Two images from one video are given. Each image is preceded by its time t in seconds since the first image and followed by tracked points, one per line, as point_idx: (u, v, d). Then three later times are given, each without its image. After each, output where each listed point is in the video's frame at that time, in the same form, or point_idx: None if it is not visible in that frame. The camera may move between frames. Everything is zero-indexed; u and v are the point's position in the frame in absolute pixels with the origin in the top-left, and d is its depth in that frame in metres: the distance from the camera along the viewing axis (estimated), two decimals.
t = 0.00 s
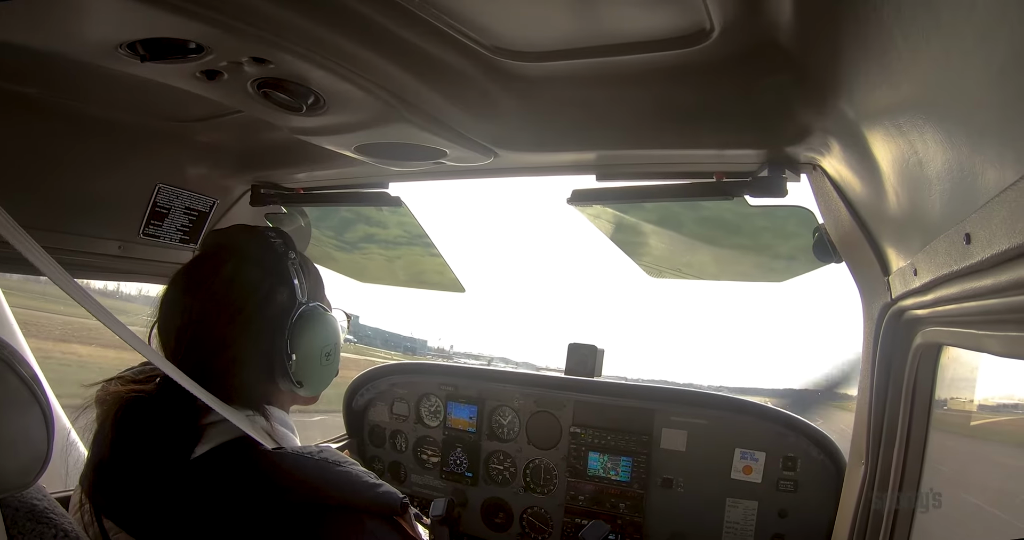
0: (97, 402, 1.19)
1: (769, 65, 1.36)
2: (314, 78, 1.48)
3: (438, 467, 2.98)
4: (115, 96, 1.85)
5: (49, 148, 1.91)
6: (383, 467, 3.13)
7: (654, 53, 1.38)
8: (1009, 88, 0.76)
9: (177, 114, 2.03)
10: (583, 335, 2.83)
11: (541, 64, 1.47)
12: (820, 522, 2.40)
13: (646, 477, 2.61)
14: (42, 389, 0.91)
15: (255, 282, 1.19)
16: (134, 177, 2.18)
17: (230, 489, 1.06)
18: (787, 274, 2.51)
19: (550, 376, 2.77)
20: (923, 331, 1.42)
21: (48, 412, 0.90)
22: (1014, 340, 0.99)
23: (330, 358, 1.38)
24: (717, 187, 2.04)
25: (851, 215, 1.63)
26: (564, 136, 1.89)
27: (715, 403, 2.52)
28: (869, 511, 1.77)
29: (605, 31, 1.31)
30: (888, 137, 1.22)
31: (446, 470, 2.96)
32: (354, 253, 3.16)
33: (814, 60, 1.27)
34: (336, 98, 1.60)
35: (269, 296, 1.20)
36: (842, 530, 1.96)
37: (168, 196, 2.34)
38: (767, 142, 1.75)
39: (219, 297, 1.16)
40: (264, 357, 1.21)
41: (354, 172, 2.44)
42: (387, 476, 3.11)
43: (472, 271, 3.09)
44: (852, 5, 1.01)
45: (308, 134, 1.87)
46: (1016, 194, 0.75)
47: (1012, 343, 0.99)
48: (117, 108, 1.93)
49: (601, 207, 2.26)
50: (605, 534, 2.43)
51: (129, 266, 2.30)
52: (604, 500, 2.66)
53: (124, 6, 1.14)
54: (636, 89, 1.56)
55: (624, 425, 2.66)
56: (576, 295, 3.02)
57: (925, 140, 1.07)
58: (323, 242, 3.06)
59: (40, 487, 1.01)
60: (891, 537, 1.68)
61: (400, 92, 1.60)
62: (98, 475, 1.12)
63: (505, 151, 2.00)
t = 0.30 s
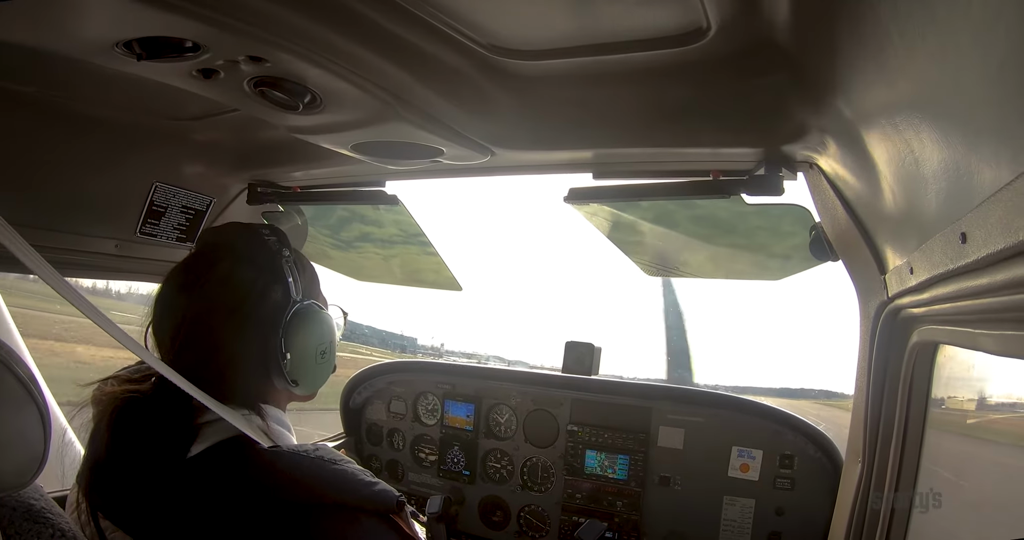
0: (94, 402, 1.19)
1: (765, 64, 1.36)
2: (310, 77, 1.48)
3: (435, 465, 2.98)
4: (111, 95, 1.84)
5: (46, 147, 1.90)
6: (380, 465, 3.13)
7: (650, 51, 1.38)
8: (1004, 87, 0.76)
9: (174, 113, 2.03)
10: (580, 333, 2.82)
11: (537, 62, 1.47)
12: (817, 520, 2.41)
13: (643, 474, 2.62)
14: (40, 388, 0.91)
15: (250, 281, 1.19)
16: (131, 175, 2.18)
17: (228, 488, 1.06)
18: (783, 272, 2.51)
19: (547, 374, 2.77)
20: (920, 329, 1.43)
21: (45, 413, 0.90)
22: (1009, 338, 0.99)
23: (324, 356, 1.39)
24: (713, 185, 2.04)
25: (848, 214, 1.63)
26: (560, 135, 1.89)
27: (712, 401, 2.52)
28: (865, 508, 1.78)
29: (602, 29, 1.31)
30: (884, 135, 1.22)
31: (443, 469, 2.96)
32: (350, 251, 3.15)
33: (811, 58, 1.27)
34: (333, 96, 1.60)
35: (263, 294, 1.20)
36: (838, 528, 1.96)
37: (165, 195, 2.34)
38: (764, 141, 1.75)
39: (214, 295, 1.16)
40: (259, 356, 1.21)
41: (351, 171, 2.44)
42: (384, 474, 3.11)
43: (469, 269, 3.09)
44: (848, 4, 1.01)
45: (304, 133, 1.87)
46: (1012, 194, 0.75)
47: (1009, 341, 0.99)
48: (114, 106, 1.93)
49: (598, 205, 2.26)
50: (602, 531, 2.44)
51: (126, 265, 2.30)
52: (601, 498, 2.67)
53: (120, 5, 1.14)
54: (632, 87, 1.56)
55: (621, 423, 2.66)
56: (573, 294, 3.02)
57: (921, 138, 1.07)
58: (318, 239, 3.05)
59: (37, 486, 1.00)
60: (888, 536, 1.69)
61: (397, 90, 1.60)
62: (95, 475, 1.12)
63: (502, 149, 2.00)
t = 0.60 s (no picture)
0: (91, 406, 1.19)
1: (763, 65, 1.36)
2: (308, 78, 1.48)
3: (433, 466, 2.98)
4: (109, 96, 1.84)
5: (44, 148, 1.90)
6: (378, 466, 3.13)
7: (648, 52, 1.38)
8: (1002, 88, 0.76)
9: (172, 114, 2.03)
10: (578, 334, 2.83)
11: (535, 63, 1.47)
12: (816, 520, 2.41)
13: (641, 475, 2.62)
14: (37, 389, 0.91)
15: (247, 284, 1.19)
16: (129, 176, 2.18)
17: (226, 490, 1.07)
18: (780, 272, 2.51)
19: (545, 375, 2.77)
20: (917, 330, 1.43)
21: (42, 414, 0.90)
22: (1007, 339, 0.99)
23: (322, 359, 1.39)
24: (711, 186, 2.04)
25: (845, 215, 1.63)
26: (558, 136, 1.89)
27: (710, 402, 2.52)
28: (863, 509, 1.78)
29: (599, 31, 1.31)
30: (882, 137, 1.22)
31: (441, 470, 2.96)
32: (349, 251, 3.15)
33: (808, 59, 1.27)
34: (331, 98, 1.60)
35: (260, 297, 1.20)
36: (837, 530, 1.96)
37: (163, 196, 2.34)
38: (761, 142, 1.75)
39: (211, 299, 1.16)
40: (256, 359, 1.20)
41: (349, 172, 2.44)
42: (382, 475, 3.11)
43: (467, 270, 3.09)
44: (845, 5, 1.01)
45: (302, 134, 1.87)
46: (1011, 194, 0.75)
47: (1007, 341, 0.99)
48: (111, 107, 1.92)
49: (596, 206, 2.26)
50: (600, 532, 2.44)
51: (124, 266, 2.30)
52: (599, 499, 2.67)
53: (117, 6, 1.14)
54: (630, 88, 1.56)
55: (619, 424, 2.66)
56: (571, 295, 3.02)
57: (919, 140, 1.07)
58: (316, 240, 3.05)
59: (34, 489, 0.98)
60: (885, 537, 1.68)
61: (395, 92, 1.60)
62: (92, 479, 1.12)
63: (500, 151, 2.00)
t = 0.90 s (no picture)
0: (88, 403, 1.19)
1: (761, 64, 1.36)
2: (307, 77, 1.48)
3: (432, 465, 2.98)
4: (107, 94, 1.84)
5: (42, 147, 1.90)
6: (376, 465, 3.13)
7: (647, 51, 1.38)
8: (1001, 86, 0.76)
9: (170, 112, 2.03)
10: (576, 333, 2.82)
11: (534, 61, 1.47)
12: (814, 519, 2.41)
13: (640, 474, 2.62)
14: (34, 388, 0.91)
15: (244, 281, 1.19)
16: (127, 175, 2.18)
17: (223, 490, 1.07)
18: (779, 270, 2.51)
19: (544, 374, 2.77)
20: (916, 328, 1.43)
21: (40, 413, 0.90)
22: (1006, 338, 0.99)
23: (319, 356, 1.39)
24: (710, 184, 2.04)
25: (844, 214, 1.63)
26: (556, 135, 1.89)
27: (708, 400, 2.53)
28: (861, 508, 1.78)
29: (598, 29, 1.31)
30: (881, 136, 1.22)
31: (439, 468, 2.96)
32: (349, 250, 3.15)
33: (806, 58, 1.27)
34: (330, 96, 1.59)
35: (258, 295, 1.20)
36: (835, 528, 1.96)
37: (161, 194, 2.34)
38: (760, 140, 1.75)
39: (208, 296, 1.16)
40: (252, 357, 1.21)
41: (348, 170, 2.44)
42: (381, 474, 3.11)
43: (466, 269, 3.08)
44: (844, 4, 1.01)
45: (301, 132, 1.87)
46: (1009, 193, 0.75)
47: (1006, 340, 0.99)
48: (110, 106, 1.92)
49: (594, 204, 2.26)
50: (598, 531, 2.44)
51: (122, 264, 2.30)
52: (598, 498, 2.67)
53: (115, 4, 1.14)
54: (629, 87, 1.55)
55: (618, 422, 2.66)
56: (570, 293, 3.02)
57: (917, 138, 1.07)
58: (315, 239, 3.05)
59: (33, 487, 0.98)
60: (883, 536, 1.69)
61: (394, 90, 1.60)
62: (89, 477, 1.12)
63: (498, 149, 2.00)
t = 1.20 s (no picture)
0: (84, 402, 1.19)
1: (760, 64, 1.36)
2: (305, 76, 1.48)
3: (431, 465, 2.99)
4: (106, 94, 1.84)
5: (41, 146, 1.90)
6: (375, 465, 3.13)
7: (646, 51, 1.38)
8: (999, 85, 0.76)
9: (169, 112, 2.03)
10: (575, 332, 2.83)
11: (533, 61, 1.47)
12: (813, 518, 2.41)
13: (639, 473, 2.62)
14: (33, 387, 0.91)
15: (243, 279, 1.19)
16: (126, 174, 2.18)
17: (221, 490, 1.07)
18: (778, 269, 2.52)
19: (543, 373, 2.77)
20: (914, 328, 1.43)
21: (39, 412, 0.91)
22: (1004, 337, 0.99)
23: (316, 354, 1.39)
24: (708, 184, 2.04)
25: (842, 213, 1.63)
26: (554, 134, 1.89)
27: (707, 400, 2.53)
28: (859, 507, 1.79)
29: (597, 29, 1.31)
30: (879, 135, 1.22)
31: (438, 468, 2.96)
32: (350, 250, 3.16)
33: (805, 58, 1.27)
34: (328, 96, 1.59)
35: (256, 293, 1.20)
36: (833, 527, 1.97)
37: (160, 194, 2.34)
38: (758, 140, 1.75)
39: (206, 294, 1.16)
40: (250, 356, 1.20)
41: (347, 170, 2.44)
42: (379, 474, 3.11)
43: (465, 268, 3.08)
44: (842, 3, 1.01)
45: (299, 132, 1.87)
46: (1008, 192, 0.75)
47: (1004, 340, 0.99)
48: (108, 105, 1.92)
49: (593, 204, 2.26)
50: (597, 531, 2.44)
51: (121, 264, 2.30)
52: (596, 497, 2.67)
53: (114, 4, 1.14)
54: (628, 86, 1.55)
55: (617, 422, 2.66)
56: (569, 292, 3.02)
57: (916, 138, 1.07)
58: (315, 239, 3.05)
59: (31, 487, 0.98)
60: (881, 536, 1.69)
61: (393, 90, 1.60)
62: (86, 476, 1.12)
63: (497, 149, 2.00)
